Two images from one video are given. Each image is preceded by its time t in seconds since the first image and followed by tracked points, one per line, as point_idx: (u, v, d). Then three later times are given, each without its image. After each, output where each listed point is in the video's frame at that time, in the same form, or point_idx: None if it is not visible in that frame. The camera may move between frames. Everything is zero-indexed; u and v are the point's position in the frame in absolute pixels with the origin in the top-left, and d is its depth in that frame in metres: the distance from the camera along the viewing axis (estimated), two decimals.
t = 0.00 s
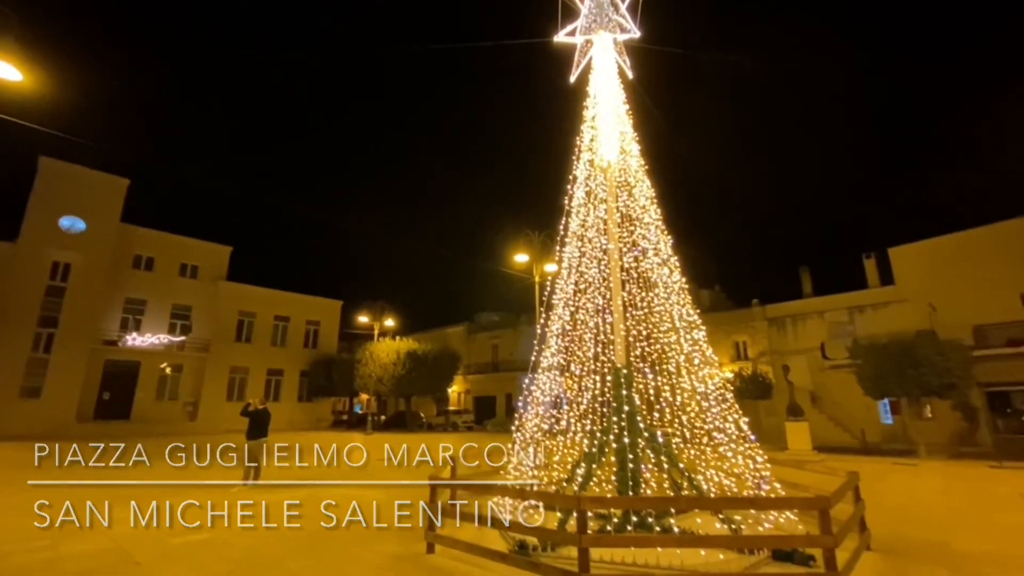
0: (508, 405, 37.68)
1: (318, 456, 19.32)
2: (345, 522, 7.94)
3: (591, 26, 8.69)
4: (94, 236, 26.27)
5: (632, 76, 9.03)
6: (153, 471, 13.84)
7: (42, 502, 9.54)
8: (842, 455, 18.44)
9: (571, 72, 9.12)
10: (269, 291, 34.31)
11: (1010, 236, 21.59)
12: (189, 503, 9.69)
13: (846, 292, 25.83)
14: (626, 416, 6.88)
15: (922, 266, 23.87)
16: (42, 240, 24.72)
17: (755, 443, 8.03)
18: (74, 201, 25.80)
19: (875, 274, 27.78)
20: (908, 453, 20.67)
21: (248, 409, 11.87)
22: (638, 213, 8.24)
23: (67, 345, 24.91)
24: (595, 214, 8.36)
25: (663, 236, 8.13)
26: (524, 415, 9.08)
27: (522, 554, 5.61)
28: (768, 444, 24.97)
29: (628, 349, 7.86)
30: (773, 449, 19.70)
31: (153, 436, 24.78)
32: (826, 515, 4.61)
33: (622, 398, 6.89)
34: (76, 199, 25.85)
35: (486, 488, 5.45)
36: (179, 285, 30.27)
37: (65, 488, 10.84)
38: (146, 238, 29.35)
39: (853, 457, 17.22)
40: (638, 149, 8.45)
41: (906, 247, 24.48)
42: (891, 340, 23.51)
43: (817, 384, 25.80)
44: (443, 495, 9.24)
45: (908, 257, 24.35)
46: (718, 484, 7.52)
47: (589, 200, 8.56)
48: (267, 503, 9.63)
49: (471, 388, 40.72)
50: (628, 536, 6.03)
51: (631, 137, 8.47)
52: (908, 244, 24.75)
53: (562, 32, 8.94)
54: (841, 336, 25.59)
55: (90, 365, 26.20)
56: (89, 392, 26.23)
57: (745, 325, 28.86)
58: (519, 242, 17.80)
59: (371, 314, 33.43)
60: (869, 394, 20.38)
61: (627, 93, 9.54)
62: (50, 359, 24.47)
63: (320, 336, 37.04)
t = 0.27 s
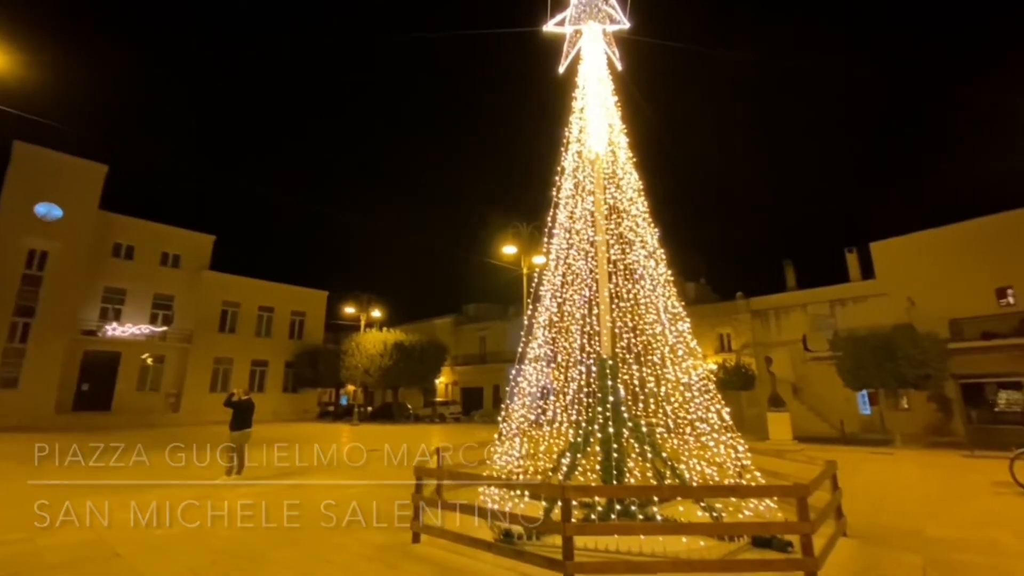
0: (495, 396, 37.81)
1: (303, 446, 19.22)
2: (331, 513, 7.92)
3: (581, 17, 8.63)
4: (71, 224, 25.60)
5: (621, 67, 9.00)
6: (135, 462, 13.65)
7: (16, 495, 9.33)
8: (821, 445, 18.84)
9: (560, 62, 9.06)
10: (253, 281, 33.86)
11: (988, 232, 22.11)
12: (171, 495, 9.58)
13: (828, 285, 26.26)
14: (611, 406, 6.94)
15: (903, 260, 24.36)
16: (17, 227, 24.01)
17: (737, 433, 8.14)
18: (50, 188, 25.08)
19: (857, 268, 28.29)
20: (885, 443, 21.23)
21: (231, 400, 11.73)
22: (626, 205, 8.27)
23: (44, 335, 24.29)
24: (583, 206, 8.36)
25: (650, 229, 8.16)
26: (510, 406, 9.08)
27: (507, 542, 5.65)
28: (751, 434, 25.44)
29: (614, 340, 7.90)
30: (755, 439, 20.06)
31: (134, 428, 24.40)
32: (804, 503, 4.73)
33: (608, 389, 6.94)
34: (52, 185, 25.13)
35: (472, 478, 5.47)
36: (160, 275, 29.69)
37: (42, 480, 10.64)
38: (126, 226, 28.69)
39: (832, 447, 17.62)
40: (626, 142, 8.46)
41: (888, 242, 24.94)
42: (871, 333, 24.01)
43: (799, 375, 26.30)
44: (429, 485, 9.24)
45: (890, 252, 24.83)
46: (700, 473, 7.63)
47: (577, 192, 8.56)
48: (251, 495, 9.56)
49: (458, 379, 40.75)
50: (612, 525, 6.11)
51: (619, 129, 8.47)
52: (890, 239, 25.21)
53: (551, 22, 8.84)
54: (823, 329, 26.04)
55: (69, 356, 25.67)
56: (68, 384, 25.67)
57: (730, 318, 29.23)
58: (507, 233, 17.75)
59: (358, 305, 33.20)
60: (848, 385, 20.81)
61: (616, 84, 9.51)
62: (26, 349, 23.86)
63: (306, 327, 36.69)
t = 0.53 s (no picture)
0: (483, 387, 37.91)
1: (288, 438, 19.11)
2: (315, 504, 7.90)
3: (570, 6, 8.57)
4: (46, 212, 24.88)
5: (610, 58, 8.96)
6: (111, 454, 13.37)
7: None
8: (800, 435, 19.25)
9: (549, 52, 8.98)
10: (237, 271, 33.36)
11: (966, 228, 22.69)
12: (151, 487, 9.44)
13: (811, 279, 26.66)
14: (597, 397, 6.99)
15: (885, 255, 24.84)
16: None
17: (719, 424, 8.25)
18: (24, 173, 24.32)
19: (839, 262, 28.79)
20: (862, 433, 21.80)
21: (214, 390, 11.60)
22: (613, 197, 8.28)
23: (20, 325, 23.64)
24: (571, 197, 8.35)
25: (636, 221, 8.17)
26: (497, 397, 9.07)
27: (492, 531, 5.70)
28: (733, 425, 25.88)
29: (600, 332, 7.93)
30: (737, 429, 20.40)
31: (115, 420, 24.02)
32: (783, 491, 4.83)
33: (593, 380, 7.01)
34: (26, 171, 24.38)
35: (457, 468, 5.49)
36: (140, 264, 29.08)
37: (17, 473, 10.40)
38: (104, 213, 28.00)
39: (811, 437, 18.01)
40: (614, 133, 8.45)
41: (870, 236, 25.41)
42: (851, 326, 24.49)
43: (781, 367, 26.79)
44: (415, 475, 9.23)
45: (872, 246, 25.30)
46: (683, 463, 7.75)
47: (565, 183, 8.55)
48: (235, 486, 9.48)
49: (446, 370, 40.73)
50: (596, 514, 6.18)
51: (607, 121, 8.46)
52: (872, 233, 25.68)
53: (540, 10, 8.74)
54: (805, 322, 26.48)
55: (46, 346, 25.09)
56: (45, 375, 25.07)
57: (714, 310, 29.59)
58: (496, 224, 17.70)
59: (344, 296, 32.92)
60: (828, 376, 21.24)
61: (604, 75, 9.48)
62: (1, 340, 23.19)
63: (291, 317, 36.29)
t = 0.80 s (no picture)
0: (469, 379, 37.96)
1: (273, 430, 18.99)
2: (299, 495, 7.86)
3: None
4: (20, 199, 24.14)
5: (598, 50, 8.93)
6: (90, 447, 13.13)
7: None
8: (780, 426, 19.67)
9: (537, 42, 8.92)
10: (218, 261, 32.80)
11: (943, 224, 23.24)
12: (132, 480, 9.31)
13: (793, 273, 27.08)
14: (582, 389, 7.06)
15: (865, 250, 25.32)
16: None
17: (702, 414, 8.37)
18: None
19: (821, 256, 29.28)
20: (841, 424, 22.34)
21: (196, 382, 11.44)
22: (599, 190, 8.28)
23: None
24: (558, 189, 8.35)
25: (623, 214, 8.21)
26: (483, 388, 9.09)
27: (477, 522, 5.73)
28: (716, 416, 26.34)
29: (585, 323, 7.99)
30: (720, 421, 20.74)
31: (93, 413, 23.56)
32: (762, 480, 4.93)
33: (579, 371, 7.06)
34: None
35: (443, 459, 5.51)
36: (119, 253, 28.42)
37: None
38: (81, 201, 27.26)
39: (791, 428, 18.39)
40: (601, 126, 8.45)
41: (851, 231, 25.85)
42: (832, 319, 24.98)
43: (763, 359, 27.26)
44: (400, 467, 9.23)
45: (853, 241, 25.77)
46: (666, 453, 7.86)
47: (552, 175, 8.53)
48: (218, 479, 9.39)
49: (432, 362, 40.70)
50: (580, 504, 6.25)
51: (595, 113, 8.46)
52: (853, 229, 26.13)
53: None
54: (787, 315, 26.92)
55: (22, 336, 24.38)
56: (20, 366, 24.45)
57: (699, 303, 29.94)
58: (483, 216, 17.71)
59: (329, 287, 32.63)
60: (808, 368, 21.67)
61: (592, 67, 9.46)
62: None
63: (275, 309, 35.85)
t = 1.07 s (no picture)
0: (456, 372, 37.94)
1: (255, 423, 18.80)
2: (281, 489, 7.77)
3: None
4: None
5: (586, 41, 8.86)
6: (65, 441, 12.85)
7: None
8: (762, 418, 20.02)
9: (525, 32, 8.82)
10: (199, 251, 32.14)
11: (922, 220, 23.72)
12: (109, 474, 9.12)
13: (776, 267, 27.44)
14: (566, 381, 7.11)
15: (846, 245, 25.75)
16: None
17: (685, 406, 8.45)
18: None
19: (804, 251, 29.72)
20: (821, 415, 22.82)
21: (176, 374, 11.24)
22: (587, 182, 8.26)
23: None
24: (544, 182, 8.32)
25: (609, 207, 8.21)
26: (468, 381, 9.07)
27: (461, 514, 5.71)
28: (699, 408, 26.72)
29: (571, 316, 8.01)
30: (703, 413, 21.03)
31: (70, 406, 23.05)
32: (742, 470, 5.01)
33: (563, 364, 7.11)
34: None
35: (427, 452, 5.49)
36: (97, 243, 27.72)
37: None
38: (56, 189, 26.47)
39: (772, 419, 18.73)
40: (589, 117, 8.42)
41: (833, 227, 26.26)
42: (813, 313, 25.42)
43: (746, 352, 27.67)
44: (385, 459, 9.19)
45: (834, 237, 26.19)
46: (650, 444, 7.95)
47: (539, 166, 8.49)
48: (198, 472, 9.25)
49: (419, 355, 40.55)
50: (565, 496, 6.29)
51: (582, 105, 8.41)
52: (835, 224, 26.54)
53: None
54: (769, 308, 27.32)
55: None
56: None
57: (684, 297, 30.23)
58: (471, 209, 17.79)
59: (314, 279, 32.24)
60: (789, 361, 22.04)
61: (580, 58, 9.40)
62: None
63: (258, 300, 35.35)
